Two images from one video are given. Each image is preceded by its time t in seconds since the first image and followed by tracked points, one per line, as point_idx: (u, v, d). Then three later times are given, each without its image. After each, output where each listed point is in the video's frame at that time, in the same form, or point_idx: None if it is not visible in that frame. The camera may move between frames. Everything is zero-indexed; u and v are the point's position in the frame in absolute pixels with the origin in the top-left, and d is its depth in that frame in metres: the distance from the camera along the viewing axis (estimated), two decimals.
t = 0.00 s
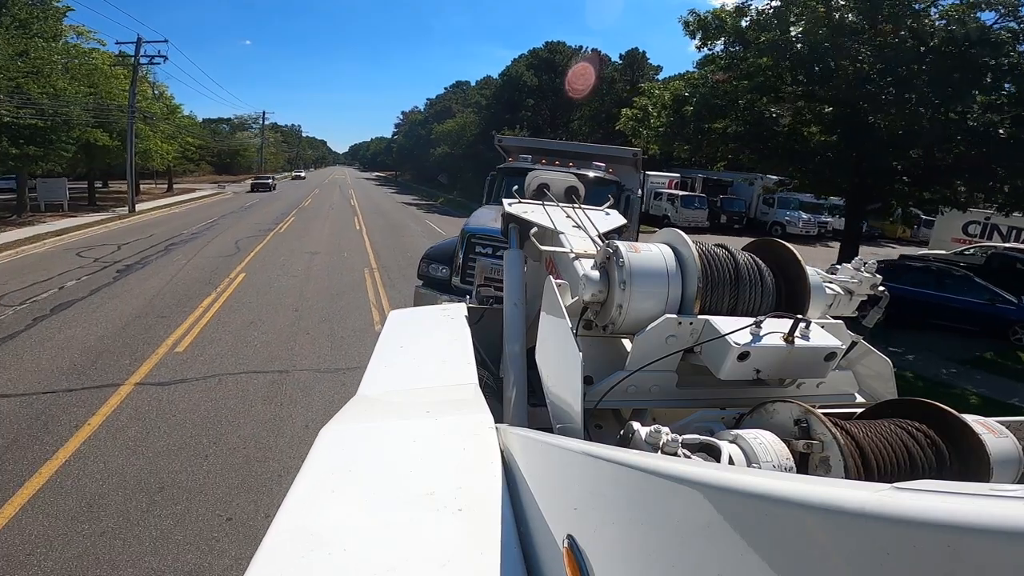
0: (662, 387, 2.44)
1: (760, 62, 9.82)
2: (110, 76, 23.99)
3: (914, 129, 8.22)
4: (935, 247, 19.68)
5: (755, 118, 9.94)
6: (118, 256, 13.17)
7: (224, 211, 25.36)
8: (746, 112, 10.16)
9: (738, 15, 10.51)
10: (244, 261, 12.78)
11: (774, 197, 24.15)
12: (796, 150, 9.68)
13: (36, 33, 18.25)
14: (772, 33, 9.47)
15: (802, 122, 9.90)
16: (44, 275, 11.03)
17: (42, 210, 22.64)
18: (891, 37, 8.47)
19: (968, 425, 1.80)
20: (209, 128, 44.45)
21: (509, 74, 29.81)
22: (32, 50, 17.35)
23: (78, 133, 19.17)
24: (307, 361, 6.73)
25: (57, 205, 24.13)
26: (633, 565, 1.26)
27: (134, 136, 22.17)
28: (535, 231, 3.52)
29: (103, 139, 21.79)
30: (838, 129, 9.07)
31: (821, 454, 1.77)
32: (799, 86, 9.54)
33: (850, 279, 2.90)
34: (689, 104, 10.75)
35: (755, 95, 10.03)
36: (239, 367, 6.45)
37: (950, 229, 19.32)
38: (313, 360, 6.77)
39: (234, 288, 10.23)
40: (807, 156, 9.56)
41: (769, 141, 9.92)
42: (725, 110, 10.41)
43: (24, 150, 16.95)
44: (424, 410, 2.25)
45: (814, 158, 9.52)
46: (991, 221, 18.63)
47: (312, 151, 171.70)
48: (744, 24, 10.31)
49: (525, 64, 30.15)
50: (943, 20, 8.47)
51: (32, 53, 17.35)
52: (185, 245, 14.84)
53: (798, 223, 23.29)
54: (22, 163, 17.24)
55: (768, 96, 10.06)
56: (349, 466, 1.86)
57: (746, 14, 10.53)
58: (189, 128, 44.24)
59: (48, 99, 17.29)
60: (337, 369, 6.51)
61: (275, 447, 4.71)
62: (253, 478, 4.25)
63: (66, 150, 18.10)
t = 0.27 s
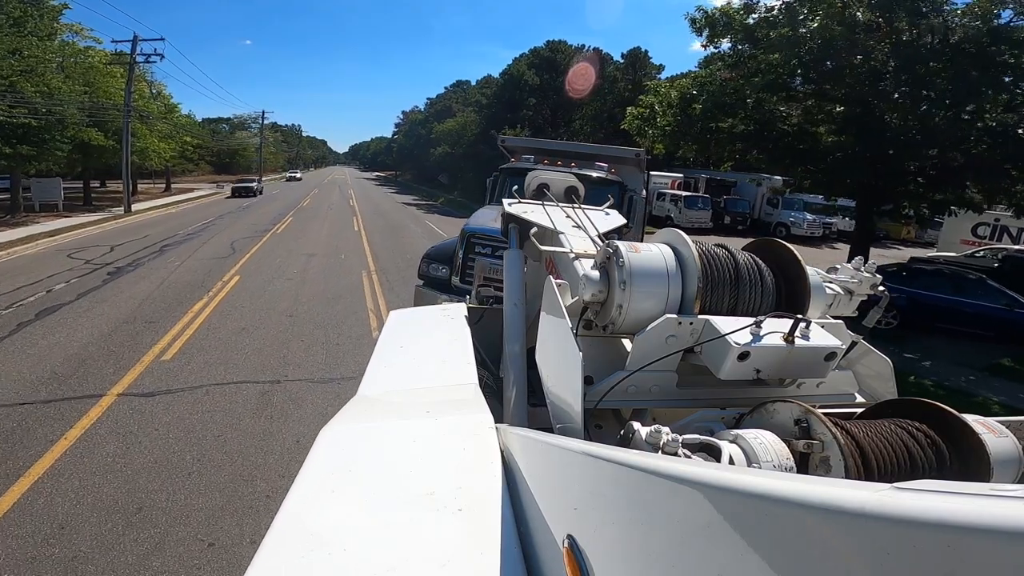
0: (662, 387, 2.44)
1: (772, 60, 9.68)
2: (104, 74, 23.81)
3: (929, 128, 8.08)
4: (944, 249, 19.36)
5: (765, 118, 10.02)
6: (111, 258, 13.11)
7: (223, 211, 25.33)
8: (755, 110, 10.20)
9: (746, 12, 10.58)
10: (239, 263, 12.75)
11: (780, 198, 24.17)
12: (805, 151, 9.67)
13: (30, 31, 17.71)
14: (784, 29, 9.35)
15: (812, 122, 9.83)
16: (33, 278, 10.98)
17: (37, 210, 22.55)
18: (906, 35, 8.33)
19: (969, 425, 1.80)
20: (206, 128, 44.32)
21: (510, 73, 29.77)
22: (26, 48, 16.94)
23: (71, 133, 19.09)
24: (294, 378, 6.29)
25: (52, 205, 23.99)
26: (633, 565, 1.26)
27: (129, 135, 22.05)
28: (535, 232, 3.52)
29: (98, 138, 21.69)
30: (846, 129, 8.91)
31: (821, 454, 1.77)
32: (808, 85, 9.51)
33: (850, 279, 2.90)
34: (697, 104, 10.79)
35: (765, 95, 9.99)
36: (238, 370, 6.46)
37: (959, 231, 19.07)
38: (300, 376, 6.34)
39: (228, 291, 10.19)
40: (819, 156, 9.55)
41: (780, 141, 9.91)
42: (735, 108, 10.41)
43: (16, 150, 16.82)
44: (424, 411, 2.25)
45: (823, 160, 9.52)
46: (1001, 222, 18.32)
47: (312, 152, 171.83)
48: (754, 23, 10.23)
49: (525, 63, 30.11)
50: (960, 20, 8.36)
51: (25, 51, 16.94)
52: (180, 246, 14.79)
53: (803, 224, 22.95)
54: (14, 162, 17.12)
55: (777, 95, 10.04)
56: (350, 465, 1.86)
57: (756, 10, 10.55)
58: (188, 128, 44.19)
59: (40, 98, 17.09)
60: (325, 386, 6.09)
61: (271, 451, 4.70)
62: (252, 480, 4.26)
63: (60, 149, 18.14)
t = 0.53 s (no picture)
0: (662, 387, 2.44)
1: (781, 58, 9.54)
2: (94, 73, 23.63)
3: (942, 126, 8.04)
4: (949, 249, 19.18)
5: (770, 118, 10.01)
6: (98, 261, 13.02)
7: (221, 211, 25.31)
8: (761, 109, 10.29)
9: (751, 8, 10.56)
10: (230, 265, 12.70)
11: (781, 198, 24.20)
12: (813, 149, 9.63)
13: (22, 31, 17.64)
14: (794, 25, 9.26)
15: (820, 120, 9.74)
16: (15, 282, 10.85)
17: (29, 211, 22.48)
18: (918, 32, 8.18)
19: (968, 425, 1.80)
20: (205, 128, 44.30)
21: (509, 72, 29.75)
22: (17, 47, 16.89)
23: (60, 133, 18.97)
24: (287, 391, 5.98)
25: (41, 206, 23.80)
26: (633, 566, 1.26)
27: (121, 135, 21.93)
28: (535, 232, 3.52)
29: (88, 138, 21.55)
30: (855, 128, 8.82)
31: (821, 454, 1.77)
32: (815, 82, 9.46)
33: (850, 279, 2.90)
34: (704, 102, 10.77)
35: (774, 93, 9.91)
36: (235, 373, 6.46)
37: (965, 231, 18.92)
38: (292, 390, 6.02)
39: (218, 293, 10.16)
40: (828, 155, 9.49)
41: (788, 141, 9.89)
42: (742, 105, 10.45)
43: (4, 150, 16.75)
44: (424, 411, 2.25)
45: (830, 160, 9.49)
46: (1007, 223, 18.12)
47: (312, 151, 171.80)
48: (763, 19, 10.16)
49: (524, 62, 30.11)
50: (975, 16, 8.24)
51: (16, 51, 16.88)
52: (169, 249, 14.69)
53: (805, 225, 22.86)
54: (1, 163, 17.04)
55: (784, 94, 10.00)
56: (349, 465, 1.87)
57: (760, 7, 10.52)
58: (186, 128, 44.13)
59: (28, 98, 17.02)
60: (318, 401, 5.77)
61: (263, 455, 4.67)
62: (250, 482, 4.27)
63: (49, 149, 18.19)
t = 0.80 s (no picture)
0: (662, 387, 2.44)
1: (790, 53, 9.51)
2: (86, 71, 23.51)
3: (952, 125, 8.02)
4: (953, 249, 19.06)
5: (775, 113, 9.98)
6: (85, 263, 12.91)
7: (216, 211, 25.25)
8: (767, 108, 10.13)
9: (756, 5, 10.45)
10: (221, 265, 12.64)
11: (782, 198, 24.23)
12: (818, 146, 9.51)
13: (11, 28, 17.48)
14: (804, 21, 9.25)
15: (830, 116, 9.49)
16: (4, 284, 10.75)
17: (18, 212, 22.31)
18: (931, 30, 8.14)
19: (968, 425, 1.80)
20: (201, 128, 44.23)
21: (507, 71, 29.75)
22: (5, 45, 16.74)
23: (48, 132, 18.83)
24: (277, 404, 5.65)
25: (30, 206, 23.62)
26: (633, 567, 1.25)
27: (111, 134, 21.78)
28: (535, 232, 3.52)
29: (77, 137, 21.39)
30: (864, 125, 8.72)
31: (821, 454, 1.77)
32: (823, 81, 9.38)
33: (850, 279, 2.90)
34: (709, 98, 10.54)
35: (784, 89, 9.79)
36: (230, 373, 6.44)
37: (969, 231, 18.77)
38: (282, 402, 5.69)
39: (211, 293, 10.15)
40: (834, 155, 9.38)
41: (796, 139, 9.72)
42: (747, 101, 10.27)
43: None
44: (424, 411, 2.25)
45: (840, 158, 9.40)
46: (1012, 223, 17.88)
47: (311, 151, 171.76)
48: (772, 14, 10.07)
49: (522, 61, 30.07)
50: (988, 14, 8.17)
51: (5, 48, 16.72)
52: (159, 250, 14.60)
53: (804, 224, 22.74)
54: None
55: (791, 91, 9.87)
56: (349, 466, 1.86)
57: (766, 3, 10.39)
58: (182, 128, 44.02)
59: (16, 96, 16.85)
60: (308, 415, 5.43)
61: (256, 457, 4.63)
62: (246, 482, 4.27)
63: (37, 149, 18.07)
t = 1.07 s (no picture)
0: (662, 387, 2.44)
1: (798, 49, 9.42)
2: (77, 70, 23.12)
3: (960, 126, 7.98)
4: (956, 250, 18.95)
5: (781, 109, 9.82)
6: (72, 266, 12.84)
7: (212, 212, 25.16)
8: (772, 107, 9.91)
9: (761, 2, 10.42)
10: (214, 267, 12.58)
11: (783, 198, 24.30)
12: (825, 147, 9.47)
13: None
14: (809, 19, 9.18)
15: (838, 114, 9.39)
16: None
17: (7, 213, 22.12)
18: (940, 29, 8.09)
19: (968, 425, 1.80)
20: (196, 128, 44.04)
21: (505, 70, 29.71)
22: None
23: (39, 132, 18.67)
24: (264, 417, 5.46)
25: (22, 207, 23.45)
26: (633, 566, 1.25)
27: (100, 134, 21.59)
28: (535, 231, 3.52)
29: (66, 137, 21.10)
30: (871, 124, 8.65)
31: (821, 454, 1.77)
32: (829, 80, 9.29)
33: (850, 279, 2.90)
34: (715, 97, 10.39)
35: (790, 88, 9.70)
36: (225, 377, 6.42)
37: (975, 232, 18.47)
38: (268, 415, 5.50)
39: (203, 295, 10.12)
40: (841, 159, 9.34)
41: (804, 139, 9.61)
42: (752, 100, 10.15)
43: None
44: (424, 411, 2.25)
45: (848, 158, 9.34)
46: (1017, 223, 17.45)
47: (309, 151, 171.63)
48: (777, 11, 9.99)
49: (519, 60, 29.99)
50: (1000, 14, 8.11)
51: None
52: (150, 252, 14.51)
53: (805, 224, 22.81)
54: None
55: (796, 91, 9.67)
56: (349, 466, 1.86)
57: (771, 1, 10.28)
58: (176, 127, 43.77)
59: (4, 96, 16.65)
60: (296, 428, 5.24)
61: (244, 469, 4.54)
62: (244, 489, 4.27)
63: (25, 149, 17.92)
